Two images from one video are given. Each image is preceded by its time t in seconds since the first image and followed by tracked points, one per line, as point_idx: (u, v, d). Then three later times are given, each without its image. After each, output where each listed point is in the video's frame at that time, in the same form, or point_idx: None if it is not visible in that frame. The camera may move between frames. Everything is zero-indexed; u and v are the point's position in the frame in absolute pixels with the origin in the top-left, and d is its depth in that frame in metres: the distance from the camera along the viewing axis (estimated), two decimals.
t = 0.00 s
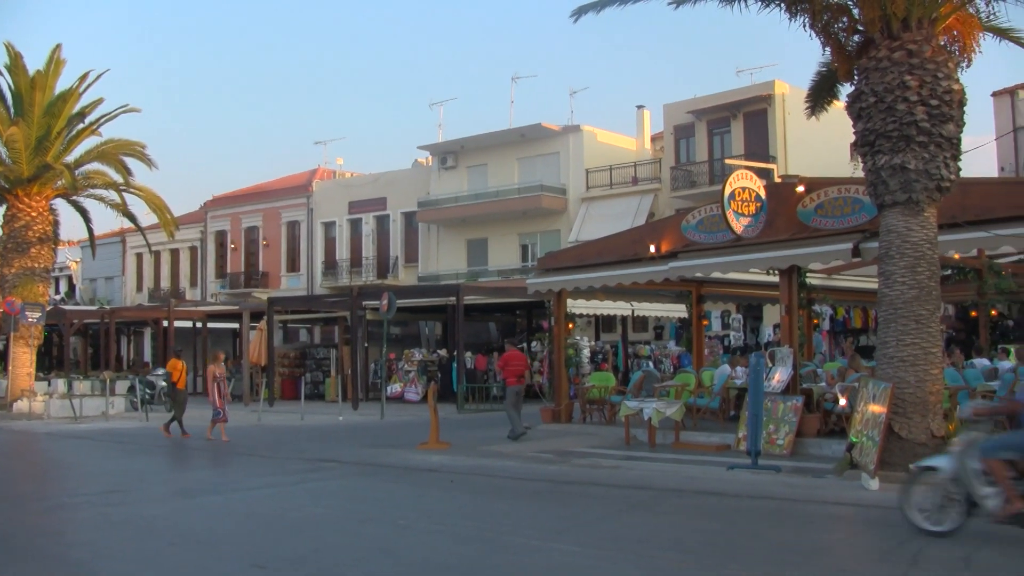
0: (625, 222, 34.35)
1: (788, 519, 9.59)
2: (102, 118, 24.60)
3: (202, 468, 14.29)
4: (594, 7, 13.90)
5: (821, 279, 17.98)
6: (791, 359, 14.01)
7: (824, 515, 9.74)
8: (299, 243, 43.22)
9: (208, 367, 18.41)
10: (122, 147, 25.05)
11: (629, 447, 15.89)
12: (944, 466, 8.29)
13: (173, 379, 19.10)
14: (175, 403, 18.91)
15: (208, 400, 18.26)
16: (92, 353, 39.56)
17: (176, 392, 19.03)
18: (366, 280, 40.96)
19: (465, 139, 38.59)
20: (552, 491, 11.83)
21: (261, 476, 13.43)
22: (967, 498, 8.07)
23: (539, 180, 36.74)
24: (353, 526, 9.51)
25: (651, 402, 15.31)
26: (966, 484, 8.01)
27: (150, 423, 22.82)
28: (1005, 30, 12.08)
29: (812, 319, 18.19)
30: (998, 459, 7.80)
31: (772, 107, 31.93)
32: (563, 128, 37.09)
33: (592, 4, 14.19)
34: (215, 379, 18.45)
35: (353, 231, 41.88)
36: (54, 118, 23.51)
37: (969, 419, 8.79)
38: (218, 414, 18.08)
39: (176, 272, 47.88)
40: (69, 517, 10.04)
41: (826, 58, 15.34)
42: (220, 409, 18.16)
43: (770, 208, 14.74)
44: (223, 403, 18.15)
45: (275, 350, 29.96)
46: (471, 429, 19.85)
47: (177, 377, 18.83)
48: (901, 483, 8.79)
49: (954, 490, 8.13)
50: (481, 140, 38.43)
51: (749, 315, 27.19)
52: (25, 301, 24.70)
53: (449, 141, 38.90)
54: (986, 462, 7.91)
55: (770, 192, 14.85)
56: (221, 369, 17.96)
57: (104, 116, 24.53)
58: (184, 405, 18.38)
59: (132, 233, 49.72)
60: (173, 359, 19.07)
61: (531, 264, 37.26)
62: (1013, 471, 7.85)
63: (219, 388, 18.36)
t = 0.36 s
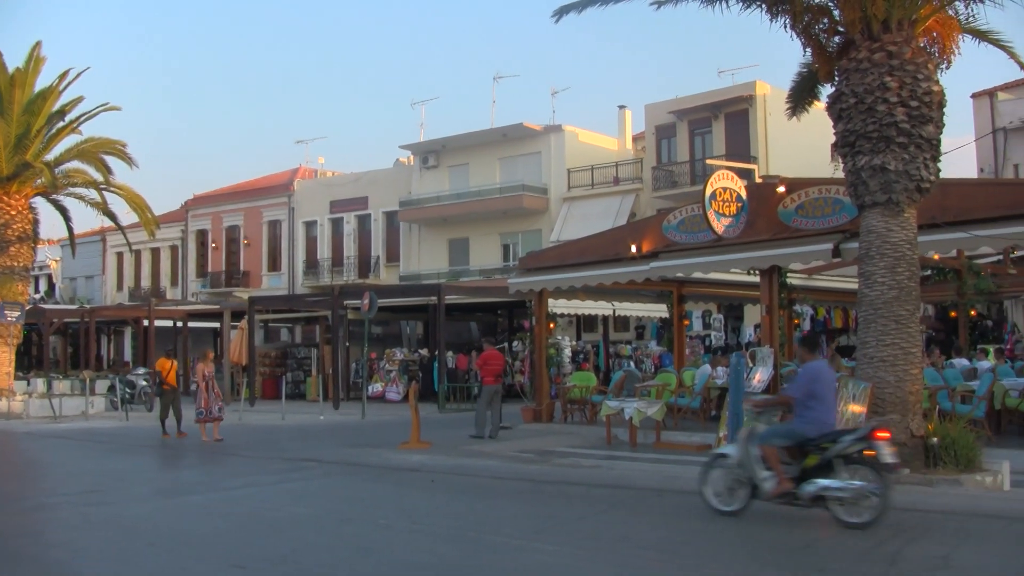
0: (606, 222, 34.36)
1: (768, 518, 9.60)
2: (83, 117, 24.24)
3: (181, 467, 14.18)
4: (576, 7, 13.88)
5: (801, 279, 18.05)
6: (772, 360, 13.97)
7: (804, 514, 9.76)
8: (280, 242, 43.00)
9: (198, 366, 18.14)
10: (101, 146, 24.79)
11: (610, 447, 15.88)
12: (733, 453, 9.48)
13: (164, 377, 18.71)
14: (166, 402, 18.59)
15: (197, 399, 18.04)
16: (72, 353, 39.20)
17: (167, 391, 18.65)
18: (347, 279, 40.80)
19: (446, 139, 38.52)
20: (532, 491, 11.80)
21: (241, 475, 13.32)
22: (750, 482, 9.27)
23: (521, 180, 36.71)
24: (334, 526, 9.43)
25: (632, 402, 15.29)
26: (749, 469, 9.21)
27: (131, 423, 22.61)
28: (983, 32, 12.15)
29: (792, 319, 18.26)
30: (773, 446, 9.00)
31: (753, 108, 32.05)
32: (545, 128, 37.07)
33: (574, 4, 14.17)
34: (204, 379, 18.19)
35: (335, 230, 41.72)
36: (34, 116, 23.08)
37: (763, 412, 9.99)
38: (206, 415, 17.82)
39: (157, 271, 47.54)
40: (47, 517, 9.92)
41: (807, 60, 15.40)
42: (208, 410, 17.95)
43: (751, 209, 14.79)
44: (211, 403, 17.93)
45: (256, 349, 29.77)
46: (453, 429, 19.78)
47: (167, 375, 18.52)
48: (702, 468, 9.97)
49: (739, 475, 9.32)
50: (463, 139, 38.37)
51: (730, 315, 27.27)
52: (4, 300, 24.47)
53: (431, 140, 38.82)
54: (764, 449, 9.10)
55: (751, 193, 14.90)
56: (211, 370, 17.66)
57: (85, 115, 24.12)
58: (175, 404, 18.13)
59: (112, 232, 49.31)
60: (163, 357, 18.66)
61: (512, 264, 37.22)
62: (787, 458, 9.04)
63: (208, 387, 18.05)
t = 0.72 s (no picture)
0: (594, 223, 34.36)
1: (755, 520, 9.60)
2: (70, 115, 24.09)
3: (168, 467, 14.09)
4: (565, 8, 13.84)
5: (789, 280, 18.09)
6: (761, 361, 14.01)
7: (790, 515, 9.77)
8: (268, 242, 42.85)
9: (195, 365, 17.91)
10: (89, 145, 24.62)
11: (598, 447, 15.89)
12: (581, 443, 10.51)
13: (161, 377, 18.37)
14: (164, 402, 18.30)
15: (195, 399, 17.77)
16: (59, 352, 39.00)
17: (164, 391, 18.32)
18: (336, 280, 40.70)
19: (435, 139, 38.46)
20: (519, 491, 11.77)
21: (228, 475, 13.27)
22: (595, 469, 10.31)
23: (509, 180, 36.69)
24: (321, 526, 9.40)
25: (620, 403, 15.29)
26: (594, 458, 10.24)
27: (117, 423, 22.48)
28: (970, 35, 12.20)
29: (780, 320, 18.29)
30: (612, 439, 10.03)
31: (742, 109, 32.12)
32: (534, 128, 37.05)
33: (563, 5, 14.14)
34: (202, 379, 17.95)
35: (323, 230, 41.60)
36: (21, 114, 22.98)
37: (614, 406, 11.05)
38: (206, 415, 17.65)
39: (145, 270, 47.30)
40: (32, 517, 9.85)
41: (795, 62, 15.44)
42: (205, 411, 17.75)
43: (739, 210, 14.81)
44: (209, 404, 17.73)
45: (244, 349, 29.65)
46: (440, 429, 19.73)
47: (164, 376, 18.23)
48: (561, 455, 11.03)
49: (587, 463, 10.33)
50: (451, 139, 38.32)
51: (718, 315, 27.33)
52: None
53: (419, 140, 38.76)
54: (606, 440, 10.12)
55: (739, 194, 14.94)
56: (208, 372, 17.39)
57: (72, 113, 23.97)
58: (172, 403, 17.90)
59: (100, 231, 49.03)
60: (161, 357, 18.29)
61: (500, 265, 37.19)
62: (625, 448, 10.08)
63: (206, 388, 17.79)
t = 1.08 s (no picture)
0: (577, 222, 34.38)
1: (737, 519, 9.60)
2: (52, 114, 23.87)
3: (149, 467, 13.97)
4: (549, 7, 13.81)
5: (772, 279, 18.15)
6: (743, 359, 14.12)
7: (772, 513, 9.79)
8: (251, 241, 42.65)
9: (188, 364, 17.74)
10: (71, 144, 24.42)
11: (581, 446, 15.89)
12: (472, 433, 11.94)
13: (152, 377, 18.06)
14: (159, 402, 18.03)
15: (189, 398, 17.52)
16: (40, 352, 38.65)
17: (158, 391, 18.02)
18: (319, 279, 40.56)
19: (419, 138, 38.37)
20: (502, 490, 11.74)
21: (211, 475, 13.18)
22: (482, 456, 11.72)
23: (493, 180, 36.65)
24: (304, 525, 9.35)
25: (603, 401, 15.31)
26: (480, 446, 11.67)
27: (100, 422, 22.29)
28: (952, 35, 12.25)
29: (763, 319, 18.35)
30: (490, 430, 11.42)
31: (725, 108, 32.21)
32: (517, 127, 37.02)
33: (546, 4, 14.11)
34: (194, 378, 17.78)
35: (306, 229, 41.42)
36: (3, 113, 22.75)
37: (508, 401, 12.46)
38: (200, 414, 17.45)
39: (127, 270, 46.97)
40: (12, 518, 9.74)
41: (778, 61, 15.49)
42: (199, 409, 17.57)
43: (723, 209, 14.85)
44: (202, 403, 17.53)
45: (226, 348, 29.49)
46: (423, 428, 19.68)
47: (156, 376, 17.98)
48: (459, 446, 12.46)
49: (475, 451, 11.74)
50: (435, 138, 38.24)
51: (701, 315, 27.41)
52: None
53: (403, 139, 38.67)
54: (487, 431, 11.53)
55: (721, 193, 14.97)
56: (201, 370, 17.19)
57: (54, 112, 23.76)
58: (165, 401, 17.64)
59: (82, 231, 48.68)
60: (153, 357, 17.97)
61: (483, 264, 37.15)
62: (503, 438, 11.49)
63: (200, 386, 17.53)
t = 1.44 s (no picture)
0: (556, 219, 34.36)
1: (716, 514, 9.60)
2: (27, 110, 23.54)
3: (126, 465, 13.81)
4: (527, 3, 13.73)
5: (750, 274, 18.20)
6: (721, 356, 13.89)
7: (751, 509, 9.81)
8: (229, 238, 42.34)
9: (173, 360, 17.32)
10: (47, 140, 24.09)
11: (559, 442, 15.90)
12: (379, 425, 12.60)
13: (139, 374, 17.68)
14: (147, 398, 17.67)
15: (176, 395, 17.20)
16: (15, 350, 38.20)
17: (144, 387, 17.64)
18: (297, 276, 40.34)
19: (397, 135, 38.23)
20: (481, 486, 11.70)
21: (188, 473, 13.04)
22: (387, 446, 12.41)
23: (471, 176, 36.57)
24: (282, 522, 9.26)
25: (582, 398, 15.30)
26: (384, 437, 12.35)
27: (77, 420, 22.06)
28: (929, 32, 12.31)
29: (740, 315, 18.41)
30: (390, 421, 12.08)
31: (703, 104, 32.29)
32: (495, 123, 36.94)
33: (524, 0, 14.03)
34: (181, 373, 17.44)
35: (284, 226, 41.14)
36: None
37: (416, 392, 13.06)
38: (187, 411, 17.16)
39: (104, 267, 46.51)
40: None
41: (756, 58, 15.52)
42: (186, 406, 17.36)
43: (700, 206, 14.86)
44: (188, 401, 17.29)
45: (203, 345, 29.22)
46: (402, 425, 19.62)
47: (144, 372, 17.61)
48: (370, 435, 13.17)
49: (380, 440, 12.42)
50: (413, 135, 38.11)
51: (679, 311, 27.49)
52: None
53: (381, 135, 38.52)
54: (389, 423, 12.19)
55: (699, 189, 14.98)
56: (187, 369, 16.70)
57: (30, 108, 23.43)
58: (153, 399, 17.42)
59: (58, 227, 48.18)
60: (139, 353, 17.54)
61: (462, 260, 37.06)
62: (403, 428, 12.15)
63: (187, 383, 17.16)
